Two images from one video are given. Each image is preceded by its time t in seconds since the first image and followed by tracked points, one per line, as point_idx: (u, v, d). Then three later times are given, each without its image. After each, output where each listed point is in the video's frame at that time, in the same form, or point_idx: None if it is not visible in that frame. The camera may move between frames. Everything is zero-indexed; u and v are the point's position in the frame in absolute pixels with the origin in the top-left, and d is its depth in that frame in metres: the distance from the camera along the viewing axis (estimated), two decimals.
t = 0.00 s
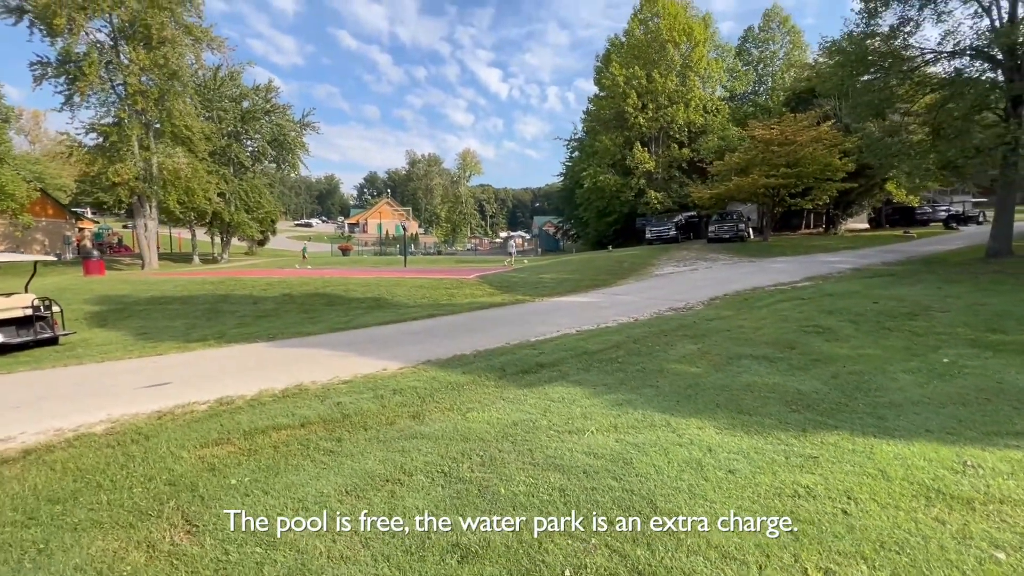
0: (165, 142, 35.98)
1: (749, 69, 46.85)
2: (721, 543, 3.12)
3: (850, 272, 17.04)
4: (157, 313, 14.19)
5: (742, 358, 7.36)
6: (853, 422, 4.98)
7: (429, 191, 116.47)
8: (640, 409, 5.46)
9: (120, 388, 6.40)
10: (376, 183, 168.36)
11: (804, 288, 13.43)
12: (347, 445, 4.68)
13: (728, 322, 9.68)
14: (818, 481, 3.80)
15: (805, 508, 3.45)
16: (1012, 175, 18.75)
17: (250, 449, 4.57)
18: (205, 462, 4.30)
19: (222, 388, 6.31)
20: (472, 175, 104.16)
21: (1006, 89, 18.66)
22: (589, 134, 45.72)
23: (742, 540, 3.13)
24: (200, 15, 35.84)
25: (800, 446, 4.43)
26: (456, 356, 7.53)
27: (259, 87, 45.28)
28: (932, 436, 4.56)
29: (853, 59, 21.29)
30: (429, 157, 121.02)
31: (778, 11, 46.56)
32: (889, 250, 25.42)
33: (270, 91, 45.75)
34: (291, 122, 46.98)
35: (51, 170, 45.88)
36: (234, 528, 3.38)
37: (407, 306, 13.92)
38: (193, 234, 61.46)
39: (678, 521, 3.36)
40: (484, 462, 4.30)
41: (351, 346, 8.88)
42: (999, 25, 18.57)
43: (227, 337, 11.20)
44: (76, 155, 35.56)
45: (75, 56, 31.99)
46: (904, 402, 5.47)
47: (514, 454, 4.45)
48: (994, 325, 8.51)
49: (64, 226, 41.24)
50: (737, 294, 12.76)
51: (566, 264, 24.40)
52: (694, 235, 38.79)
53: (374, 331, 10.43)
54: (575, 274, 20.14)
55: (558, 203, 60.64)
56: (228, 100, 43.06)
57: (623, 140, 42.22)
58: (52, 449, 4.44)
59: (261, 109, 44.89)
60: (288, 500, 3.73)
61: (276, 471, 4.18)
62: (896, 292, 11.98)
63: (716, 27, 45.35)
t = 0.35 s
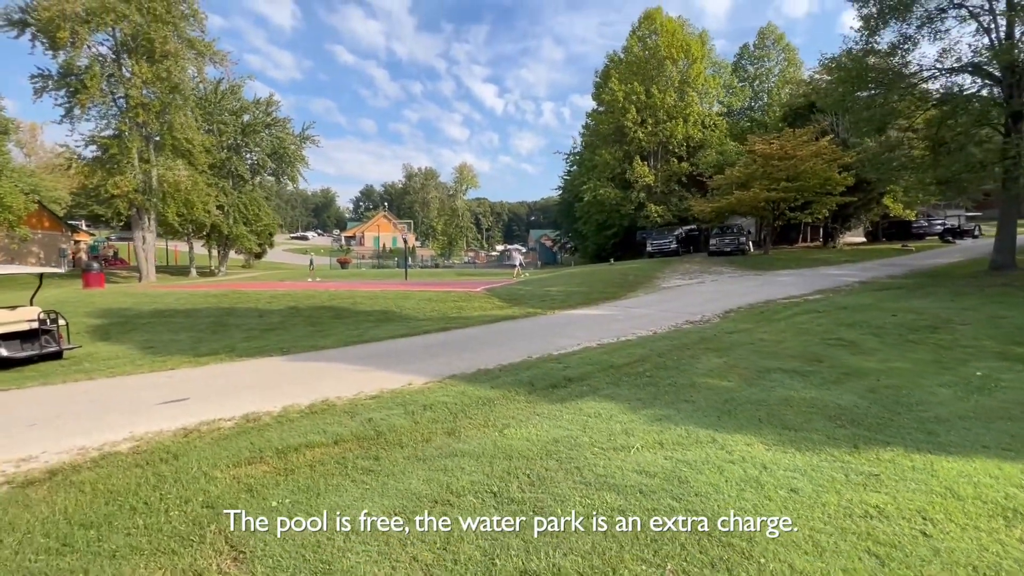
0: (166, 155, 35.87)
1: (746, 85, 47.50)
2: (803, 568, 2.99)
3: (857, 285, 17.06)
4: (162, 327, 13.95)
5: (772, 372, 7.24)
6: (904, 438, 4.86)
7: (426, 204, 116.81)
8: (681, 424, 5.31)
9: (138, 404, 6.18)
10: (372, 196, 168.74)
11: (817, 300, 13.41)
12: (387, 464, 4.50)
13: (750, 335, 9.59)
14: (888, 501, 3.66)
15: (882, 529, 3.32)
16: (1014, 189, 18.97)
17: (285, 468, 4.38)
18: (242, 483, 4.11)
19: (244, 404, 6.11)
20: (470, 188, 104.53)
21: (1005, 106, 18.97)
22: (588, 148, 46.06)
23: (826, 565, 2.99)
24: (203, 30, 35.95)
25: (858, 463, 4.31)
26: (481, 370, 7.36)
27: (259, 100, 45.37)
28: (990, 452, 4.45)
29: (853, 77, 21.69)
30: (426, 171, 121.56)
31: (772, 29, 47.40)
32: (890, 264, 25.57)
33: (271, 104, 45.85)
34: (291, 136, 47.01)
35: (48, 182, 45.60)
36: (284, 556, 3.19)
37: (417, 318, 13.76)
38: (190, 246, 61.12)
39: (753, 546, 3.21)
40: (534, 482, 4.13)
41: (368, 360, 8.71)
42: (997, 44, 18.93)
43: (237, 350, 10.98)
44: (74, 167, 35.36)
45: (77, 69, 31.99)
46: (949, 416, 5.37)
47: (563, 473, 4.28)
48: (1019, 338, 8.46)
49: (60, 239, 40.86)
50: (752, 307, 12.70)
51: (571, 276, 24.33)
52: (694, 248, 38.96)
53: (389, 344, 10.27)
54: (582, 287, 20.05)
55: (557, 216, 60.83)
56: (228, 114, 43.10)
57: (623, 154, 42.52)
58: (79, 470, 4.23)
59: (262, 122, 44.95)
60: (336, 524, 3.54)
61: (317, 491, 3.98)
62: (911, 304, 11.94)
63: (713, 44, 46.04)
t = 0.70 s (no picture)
0: (172, 167, 35.98)
1: (747, 99, 47.94)
2: None
3: (870, 296, 16.99)
4: (173, 338, 13.82)
5: (807, 383, 7.14)
6: (961, 451, 4.74)
7: (427, 217, 117.23)
8: (727, 437, 5.19)
9: (164, 416, 6.05)
10: (372, 208, 169.24)
11: (835, 312, 13.33)
12: (433, 478, 4.37)
13: (775, 347, 9.49)
14: (962, 517, 3.55)
15: (964, 548, 3.21)
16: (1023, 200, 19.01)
17: (330, 483, 4.25)
18: (288, 497, 3.98)
19: (274, 417, 5.97)
20: (470, 201, 104.86)
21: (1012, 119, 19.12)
22: (591, 161, 46.32)
23: None
24: (210, 44, 36.27)
25: (921, 478, 4.18)
26: (509, 382, 7.24)
27: (264, 113, 45.65)
28: None
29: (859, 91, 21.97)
30: (427, 184, 122.19)
31: (772, 45, 47.98)
32: (898, 275, 25.56)
33: (275, 117, 46.13)
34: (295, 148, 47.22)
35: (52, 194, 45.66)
36: None
37: (431, 330, 13.65)
38: (192, 258, 61.06)
39: (834, 565, 3.10)
40: (589, 497, 4.00)
41: (391, 371, 8.60)
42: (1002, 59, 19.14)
43: (253, 362, 10.84)
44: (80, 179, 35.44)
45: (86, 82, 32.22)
46: (1000, 429, 5.26)
47: (618, 488, 4.15)
48: None
49: (63, 250, 40.84)
50: (771, 318, 12.63)
51: (580, 288, 24.26)
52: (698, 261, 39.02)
53: (409, 356, 10.16)
54: (593, 299, 19.98)
55: (559, 228, 60.97)
56: (233, 126, 43.35)
57: (626, 167, 42.77)
58: (119, 484, 4.11)
59: (267, 135, 45.19)
60: (392, 541, 3.41)
61: (367, 506, 3.85)
62: (931, 316, 11.87)
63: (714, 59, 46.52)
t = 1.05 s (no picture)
0: (181, 177, 36.13)
1: (753, 110, 48.10)
2: None
3: (889, 307, 16.83)
4: (189, 349, 13.74)
5: (848, 396, 6.98)
6: None
7: (430, 227, 117.53)
8: (779, 452, 5.04)
9: (196, 429, 5.92)
10: (375, 219, 169.80)
11: (858, 322, 13.18)
12: (484, 493, 4.24)
13: (804, 358, 9.33)
14: None
15: None
16: None
17: (378, 499, 4.11)
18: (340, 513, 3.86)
19: (308, 429, 5.83)
20: (474, 212, 105.13)
21: None
22: (598, 171, 46.43)
23: None
24: (221, 56, 36.64)
25: (995, 496, 4.01)
26: (542, 394, 7.11)
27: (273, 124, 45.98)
28: None
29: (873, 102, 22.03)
30: (431, 194, 122.73)
31: (777, 57, 48.24)
32: (912, 285, 25.36)
33: (284, 128, 46.44)
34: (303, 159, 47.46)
35: (62, 204, 45.98)
36: None
37: (449, 340, 13.54)
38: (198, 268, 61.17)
39: None
40: (651, 515, 3.85)
41: (417, 382, 8.48)
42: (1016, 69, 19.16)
43: (273, 373, 10.73)
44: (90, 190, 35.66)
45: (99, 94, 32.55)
46: None
47: (679, 505, 4.00)
48: None
49: (71, 260, 41.02)
50: (793, 329, 12.48)
51: (591, 298, 24.14)
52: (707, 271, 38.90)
53: (432, 367, 10.04)
54: (607, 309, 19.83)
55: (565, 239, 60.99)
56: (242, 138, 43.64)
57: (633, 177, 42.87)
58: (163, 500, 3.98)
59: (276, 146, 45.45)
60: (455, 563, 3.26)
61: (421, 525, 3.70)
62: (958, 327, 11.68)
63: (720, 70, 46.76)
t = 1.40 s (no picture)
0: (193, 184, 36.31)
1: (762, 117, 47.91)
2: None
3: (912, 314, 16.54)
4: (208, 355, 13.68)
5: (894, 405, 6.78)
6: None
7: (436, 234, 117.63)
8: (838, 464, 4.85)
9: (229, 438, 5.79)
10: (381, 226, 170.22)
11: (886, 330, 12.91)
12: (539, 508, 4.07)
13: (839, 366, 9.14)
14: None
15: None
16: None
17: (430, 512, 3.96)
18: (393, 528, 3.70)
19: (343, 439, 5.69)
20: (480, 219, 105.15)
21: None
22: (607, 178, 46.36)
23: None
24: (234, 65, 36.96)
25: None
26: (578, 403, 6.95)
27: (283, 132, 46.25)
28: None
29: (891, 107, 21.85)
30: (436, 201, 122.94)
31: (786, 63, 48.13)
32: (930, 292, 25.03)
33: (294, 136, 46.70)
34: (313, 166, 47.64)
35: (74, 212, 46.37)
36: None
37: (469, 347, 13.41)
38: (207, 275, 61.48)
39: None
40: (722, 533, 3.67)
41: (445, 390, 8.33)
42: None
43: (295, 380, 10.61)
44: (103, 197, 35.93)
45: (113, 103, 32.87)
46: None
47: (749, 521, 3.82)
48: None
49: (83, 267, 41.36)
50: (821, 336, 12.27)
51: (605, 305, 23.97)
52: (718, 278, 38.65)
53: (457, 374, 9.90)
54: (623, 316, 19.65)
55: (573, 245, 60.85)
56: (253, 145, 43.90)
57: (643, 184, 42.80)
58: (210, 514, 3.84)
59: (286, 153, 45.65)
60: None
61: (483, 542, 3.53)
62: (991, 334, 11.44)
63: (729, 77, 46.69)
